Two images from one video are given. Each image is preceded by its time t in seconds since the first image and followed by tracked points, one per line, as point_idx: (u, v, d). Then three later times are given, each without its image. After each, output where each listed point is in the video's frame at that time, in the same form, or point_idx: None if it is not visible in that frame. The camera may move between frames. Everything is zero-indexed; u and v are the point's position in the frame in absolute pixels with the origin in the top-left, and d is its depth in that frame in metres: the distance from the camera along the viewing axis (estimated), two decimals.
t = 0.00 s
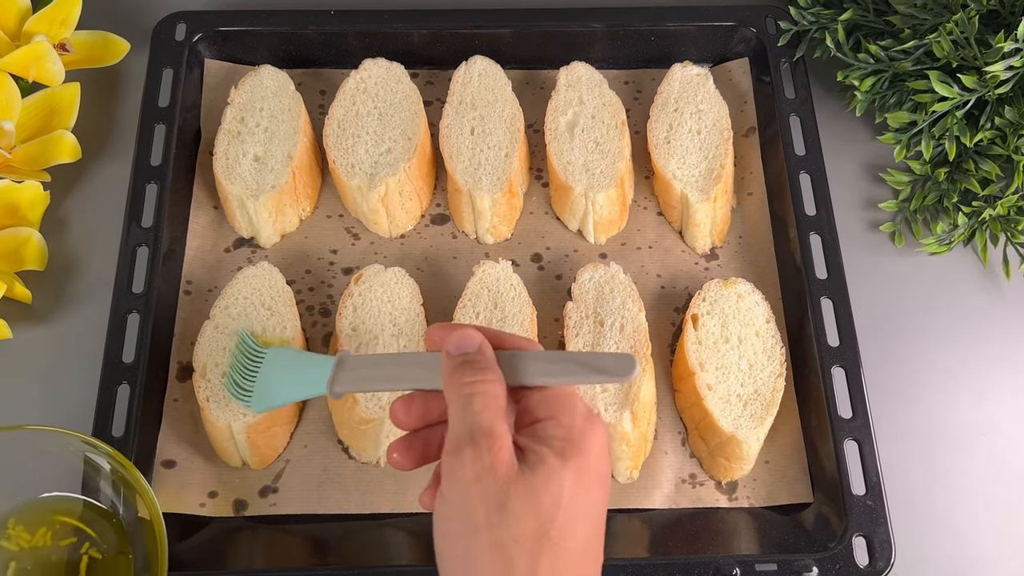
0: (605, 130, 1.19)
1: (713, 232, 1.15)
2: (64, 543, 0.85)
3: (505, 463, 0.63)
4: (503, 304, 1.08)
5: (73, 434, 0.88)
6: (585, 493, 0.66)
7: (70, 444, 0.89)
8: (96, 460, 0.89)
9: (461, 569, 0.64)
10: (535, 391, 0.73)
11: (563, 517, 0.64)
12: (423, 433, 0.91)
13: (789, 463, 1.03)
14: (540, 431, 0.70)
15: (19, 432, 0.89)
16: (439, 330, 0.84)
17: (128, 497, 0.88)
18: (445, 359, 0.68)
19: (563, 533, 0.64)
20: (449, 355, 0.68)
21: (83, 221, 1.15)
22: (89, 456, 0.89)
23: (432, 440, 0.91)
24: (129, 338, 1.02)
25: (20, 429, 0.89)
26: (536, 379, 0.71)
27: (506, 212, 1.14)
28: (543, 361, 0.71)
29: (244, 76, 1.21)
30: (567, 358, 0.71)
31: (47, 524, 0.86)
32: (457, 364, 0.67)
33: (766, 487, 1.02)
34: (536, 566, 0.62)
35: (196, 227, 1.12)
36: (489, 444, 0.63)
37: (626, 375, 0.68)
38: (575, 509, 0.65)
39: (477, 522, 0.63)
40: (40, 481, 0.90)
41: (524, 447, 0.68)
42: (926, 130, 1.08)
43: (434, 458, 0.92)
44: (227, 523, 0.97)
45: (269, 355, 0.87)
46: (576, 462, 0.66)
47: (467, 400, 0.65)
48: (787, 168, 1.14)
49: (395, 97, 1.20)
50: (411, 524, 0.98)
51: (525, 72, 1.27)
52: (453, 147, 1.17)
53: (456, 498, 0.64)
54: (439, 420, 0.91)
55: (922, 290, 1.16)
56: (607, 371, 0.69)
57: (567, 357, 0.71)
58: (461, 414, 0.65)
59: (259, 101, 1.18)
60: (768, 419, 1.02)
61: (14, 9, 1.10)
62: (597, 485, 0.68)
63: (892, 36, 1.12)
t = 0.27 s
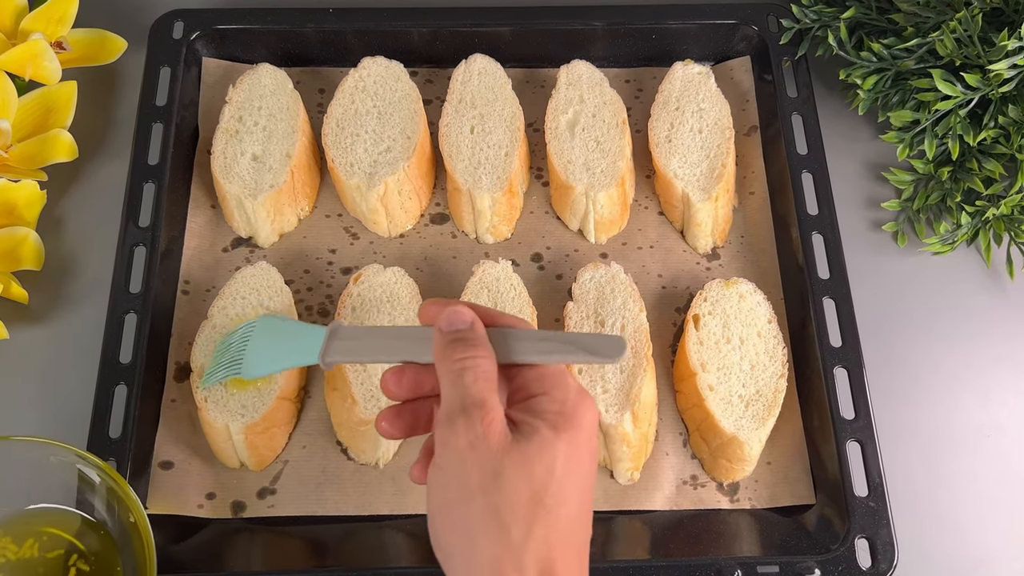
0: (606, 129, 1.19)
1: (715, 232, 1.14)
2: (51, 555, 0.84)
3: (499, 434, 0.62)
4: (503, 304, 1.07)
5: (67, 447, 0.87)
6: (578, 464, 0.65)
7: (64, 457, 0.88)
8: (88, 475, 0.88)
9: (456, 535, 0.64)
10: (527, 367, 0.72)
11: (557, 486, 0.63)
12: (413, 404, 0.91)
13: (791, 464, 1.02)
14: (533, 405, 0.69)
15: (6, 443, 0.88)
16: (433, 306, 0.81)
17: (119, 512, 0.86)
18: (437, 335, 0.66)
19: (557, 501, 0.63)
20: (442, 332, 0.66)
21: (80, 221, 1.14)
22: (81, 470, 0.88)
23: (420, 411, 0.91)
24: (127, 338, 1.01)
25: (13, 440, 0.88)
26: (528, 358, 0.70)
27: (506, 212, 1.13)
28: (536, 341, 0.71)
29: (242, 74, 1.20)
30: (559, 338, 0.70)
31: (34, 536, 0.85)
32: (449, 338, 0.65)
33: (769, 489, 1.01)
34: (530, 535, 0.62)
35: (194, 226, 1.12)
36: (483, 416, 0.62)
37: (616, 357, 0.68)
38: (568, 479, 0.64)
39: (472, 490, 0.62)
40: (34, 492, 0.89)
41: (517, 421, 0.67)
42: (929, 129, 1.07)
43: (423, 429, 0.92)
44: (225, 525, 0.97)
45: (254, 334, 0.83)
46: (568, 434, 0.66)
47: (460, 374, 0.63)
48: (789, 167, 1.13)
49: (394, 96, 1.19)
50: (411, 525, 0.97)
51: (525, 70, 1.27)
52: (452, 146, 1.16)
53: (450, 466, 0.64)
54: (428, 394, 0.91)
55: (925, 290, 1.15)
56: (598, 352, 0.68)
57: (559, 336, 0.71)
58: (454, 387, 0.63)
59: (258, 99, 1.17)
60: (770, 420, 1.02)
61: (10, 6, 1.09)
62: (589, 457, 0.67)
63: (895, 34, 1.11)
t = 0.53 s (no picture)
0: (607, 128, 1.18)
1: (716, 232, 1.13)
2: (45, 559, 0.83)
3: (488, 424, 0.62)
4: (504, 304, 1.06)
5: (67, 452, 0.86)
6: (568, 457, 0.65)
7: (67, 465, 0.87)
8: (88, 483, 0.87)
9: (445, 523, 0.64)
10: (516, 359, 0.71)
11: (546, 475, 0.63)
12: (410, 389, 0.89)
13: (793, 465, 1.01)
14: (522, 396, 0.68)
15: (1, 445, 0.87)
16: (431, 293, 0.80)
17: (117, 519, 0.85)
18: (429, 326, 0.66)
19: (546, 491, 0.63)
20: (433, 322, 0.66)
21: (77, 220, 1.13)
22: (76, 472, 0.87)
23: (416, 398, 0.89)
24: (124, 338, 1.00)
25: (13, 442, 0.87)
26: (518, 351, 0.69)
27: (506, 211, 1.12)
28: (526, 335, 0.69)
29: (240, 73, 1.20)
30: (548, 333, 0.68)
31: (30, 539, 0.84)
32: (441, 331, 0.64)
33: (771, 490, 1.00)
34: (518, 524, 0.62)
35: (191, 226, 1.11)
36: (471, 408, 0.61)
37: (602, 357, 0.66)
38: (558, 470, 0.64)
39: (460, 480, 0.62)
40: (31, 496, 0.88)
41: (507, 410, 0.66)
42: (932, 128, 1.06)
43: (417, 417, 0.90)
44: (223, 527, 0.96)
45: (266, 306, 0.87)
46: (558, 425, 0.65)
47: (449, 365, 0.63)
48: (791, 167, 1.13)
49: (393, 94, 1.18)
50: (410, 527, 0.97)
51: (525, 68, 1.26)
52: (452, 144, 1.15)
53: (438, 457, 0.63)
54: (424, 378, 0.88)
55: (928, 290, 1.14)
56: (584, 351, 0.66)
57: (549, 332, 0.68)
58: (443, 377, 0.62)
59: (256, 98, 1.17)
60: (772, 421, 1.01)
61: (6, 4, 1.08)
62: (582, 448, 0.67)
63: (897, 32, 1.10)
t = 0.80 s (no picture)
0: (607, 127, 1.17)
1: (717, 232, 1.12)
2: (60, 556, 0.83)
3: (519, 512, 0.56)
4: (503, 304, 1.06)
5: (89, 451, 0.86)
6: (595, 550, 0.60)
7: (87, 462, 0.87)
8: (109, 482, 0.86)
9: None
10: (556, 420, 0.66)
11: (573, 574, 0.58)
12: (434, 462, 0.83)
13: (795, 467, 1.01)
14: (554, 470, 0.63)
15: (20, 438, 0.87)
16: (427, 349, 0.70)
17: (133, 520, 0.85)
18: (458, 369, 0.61)
19: None
20: (463, 366, 0.61)
21: (74, 219, 1.12)
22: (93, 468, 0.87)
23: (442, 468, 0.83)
24: (121, 338, 1.00)
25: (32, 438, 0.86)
26: (570, 403, 0.62)
27: (506, 211, 1.12)
28: (578, 385, 0.62)
29: (238, 71, 1.19)
30: (608, 377, 0.62)
31: (43, 534, 0.84)
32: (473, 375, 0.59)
33: (772, 492, 1.00)
34: None
35: (189, 225, 1.10)
36: (504, 491, 0.55)
37: (679, 399, 0.59)
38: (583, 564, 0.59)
39: None
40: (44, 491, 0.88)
41: (535, 489, 0.61)
42: (935, 126, 1.05)
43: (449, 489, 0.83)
44: (221, 529, 0.95)
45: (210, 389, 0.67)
46: (591, 514, 0.60)
47: (482, 427, 0.57)
48: (793, 166, 1.12)
49: (393, 93, 1.17)
50: (409, 529, 0.96)
51: (526, 67, 1.25)
52: (452, 143, 1.14)
53: (451, 552, 0.55)
54: (446, 445, 0.84)
55: (931, 290, 1.14)
56: (657, 395, 0.60)
57: (606, 374, 0.62)
58: (474, 442, 0.56)
59: (253, 96, 1.16)
60: (774, 422, 1.00)
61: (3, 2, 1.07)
62: (610, 536, 0.62)
63: (900, 30, 1.09)
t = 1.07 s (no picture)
0: (608, 126, 1.16)
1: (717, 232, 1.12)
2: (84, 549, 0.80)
3: None
4: (503, 305, 1.05)
5: (96, 437, 0.82)
6: None
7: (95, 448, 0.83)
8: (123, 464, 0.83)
9: None
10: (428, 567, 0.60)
11: None
12: None
13: (797, 468, 1.00)
14: None
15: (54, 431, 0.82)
16: (244, 505, 0.65)
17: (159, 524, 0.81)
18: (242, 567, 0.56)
19: None
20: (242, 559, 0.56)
21: (71, 219, 1.12)
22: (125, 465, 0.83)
23: None
24: (119, 338, 0.99)
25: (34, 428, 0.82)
26: None
27: (506, 210, 1.11)
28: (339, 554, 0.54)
29: (236, 69, 1.18)
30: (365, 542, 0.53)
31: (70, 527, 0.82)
32: None
33: (774, 493, 0.99)
34: None
35: (187, 225, 1.09)
36: None
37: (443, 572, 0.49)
38: None
39: None
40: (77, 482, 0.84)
41: None
42: (938, 125, 1.04)
43: None
44: (218, 530, 0.94)
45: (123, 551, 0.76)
46: None
47: None
48: (795, 165, 1.11)
49: (392, 91, 1.17)
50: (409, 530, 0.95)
51: (526, 66, 1.24)
52: (451, 142, 1.14)
53: None
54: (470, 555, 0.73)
55: (933, 290, 1.13)
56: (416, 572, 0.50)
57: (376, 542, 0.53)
58: None
59: (252, 95, 1.15)
60: (775, 423, 0.99)
61: None
62: None
63: (903, 28, 1.09)
